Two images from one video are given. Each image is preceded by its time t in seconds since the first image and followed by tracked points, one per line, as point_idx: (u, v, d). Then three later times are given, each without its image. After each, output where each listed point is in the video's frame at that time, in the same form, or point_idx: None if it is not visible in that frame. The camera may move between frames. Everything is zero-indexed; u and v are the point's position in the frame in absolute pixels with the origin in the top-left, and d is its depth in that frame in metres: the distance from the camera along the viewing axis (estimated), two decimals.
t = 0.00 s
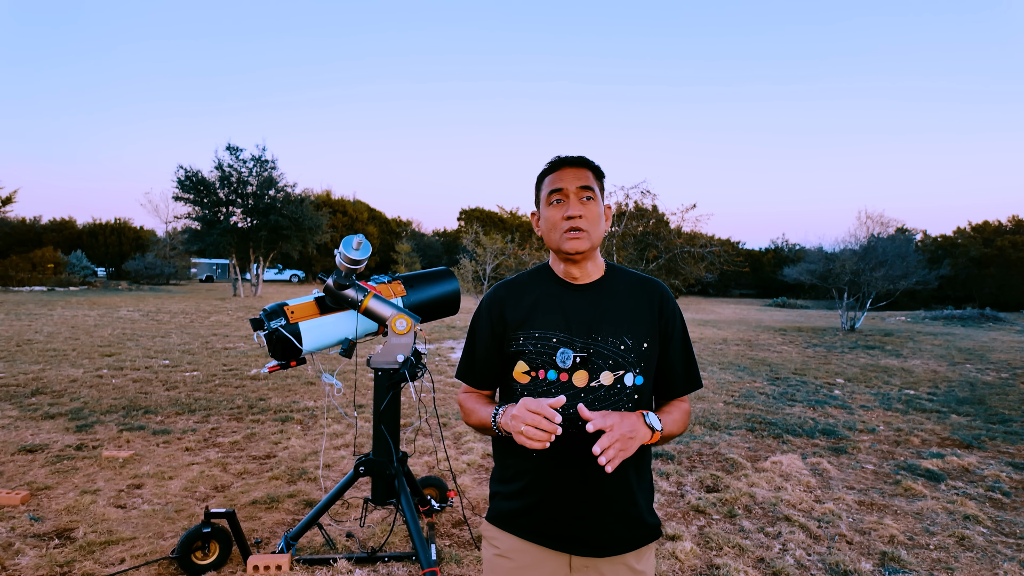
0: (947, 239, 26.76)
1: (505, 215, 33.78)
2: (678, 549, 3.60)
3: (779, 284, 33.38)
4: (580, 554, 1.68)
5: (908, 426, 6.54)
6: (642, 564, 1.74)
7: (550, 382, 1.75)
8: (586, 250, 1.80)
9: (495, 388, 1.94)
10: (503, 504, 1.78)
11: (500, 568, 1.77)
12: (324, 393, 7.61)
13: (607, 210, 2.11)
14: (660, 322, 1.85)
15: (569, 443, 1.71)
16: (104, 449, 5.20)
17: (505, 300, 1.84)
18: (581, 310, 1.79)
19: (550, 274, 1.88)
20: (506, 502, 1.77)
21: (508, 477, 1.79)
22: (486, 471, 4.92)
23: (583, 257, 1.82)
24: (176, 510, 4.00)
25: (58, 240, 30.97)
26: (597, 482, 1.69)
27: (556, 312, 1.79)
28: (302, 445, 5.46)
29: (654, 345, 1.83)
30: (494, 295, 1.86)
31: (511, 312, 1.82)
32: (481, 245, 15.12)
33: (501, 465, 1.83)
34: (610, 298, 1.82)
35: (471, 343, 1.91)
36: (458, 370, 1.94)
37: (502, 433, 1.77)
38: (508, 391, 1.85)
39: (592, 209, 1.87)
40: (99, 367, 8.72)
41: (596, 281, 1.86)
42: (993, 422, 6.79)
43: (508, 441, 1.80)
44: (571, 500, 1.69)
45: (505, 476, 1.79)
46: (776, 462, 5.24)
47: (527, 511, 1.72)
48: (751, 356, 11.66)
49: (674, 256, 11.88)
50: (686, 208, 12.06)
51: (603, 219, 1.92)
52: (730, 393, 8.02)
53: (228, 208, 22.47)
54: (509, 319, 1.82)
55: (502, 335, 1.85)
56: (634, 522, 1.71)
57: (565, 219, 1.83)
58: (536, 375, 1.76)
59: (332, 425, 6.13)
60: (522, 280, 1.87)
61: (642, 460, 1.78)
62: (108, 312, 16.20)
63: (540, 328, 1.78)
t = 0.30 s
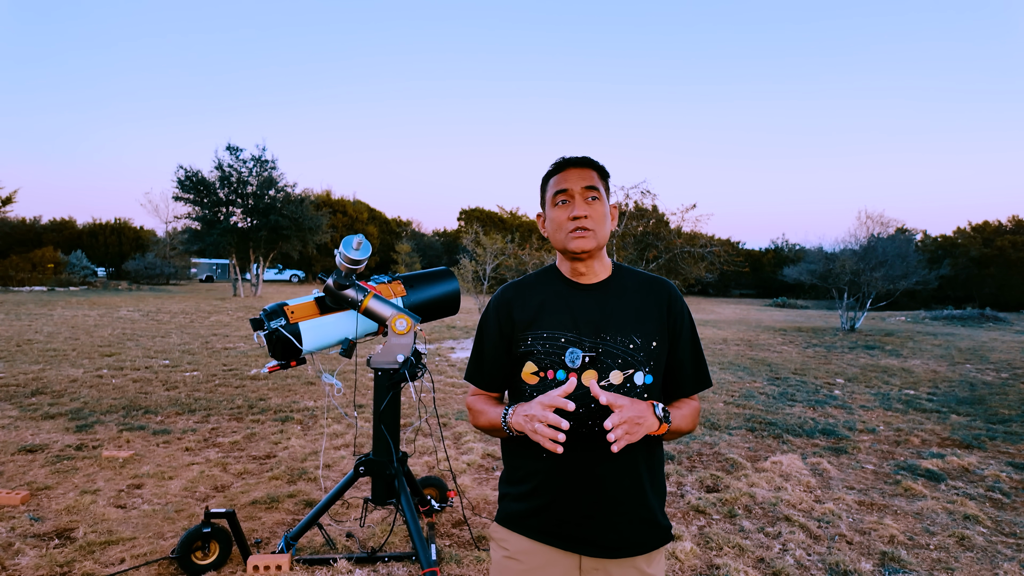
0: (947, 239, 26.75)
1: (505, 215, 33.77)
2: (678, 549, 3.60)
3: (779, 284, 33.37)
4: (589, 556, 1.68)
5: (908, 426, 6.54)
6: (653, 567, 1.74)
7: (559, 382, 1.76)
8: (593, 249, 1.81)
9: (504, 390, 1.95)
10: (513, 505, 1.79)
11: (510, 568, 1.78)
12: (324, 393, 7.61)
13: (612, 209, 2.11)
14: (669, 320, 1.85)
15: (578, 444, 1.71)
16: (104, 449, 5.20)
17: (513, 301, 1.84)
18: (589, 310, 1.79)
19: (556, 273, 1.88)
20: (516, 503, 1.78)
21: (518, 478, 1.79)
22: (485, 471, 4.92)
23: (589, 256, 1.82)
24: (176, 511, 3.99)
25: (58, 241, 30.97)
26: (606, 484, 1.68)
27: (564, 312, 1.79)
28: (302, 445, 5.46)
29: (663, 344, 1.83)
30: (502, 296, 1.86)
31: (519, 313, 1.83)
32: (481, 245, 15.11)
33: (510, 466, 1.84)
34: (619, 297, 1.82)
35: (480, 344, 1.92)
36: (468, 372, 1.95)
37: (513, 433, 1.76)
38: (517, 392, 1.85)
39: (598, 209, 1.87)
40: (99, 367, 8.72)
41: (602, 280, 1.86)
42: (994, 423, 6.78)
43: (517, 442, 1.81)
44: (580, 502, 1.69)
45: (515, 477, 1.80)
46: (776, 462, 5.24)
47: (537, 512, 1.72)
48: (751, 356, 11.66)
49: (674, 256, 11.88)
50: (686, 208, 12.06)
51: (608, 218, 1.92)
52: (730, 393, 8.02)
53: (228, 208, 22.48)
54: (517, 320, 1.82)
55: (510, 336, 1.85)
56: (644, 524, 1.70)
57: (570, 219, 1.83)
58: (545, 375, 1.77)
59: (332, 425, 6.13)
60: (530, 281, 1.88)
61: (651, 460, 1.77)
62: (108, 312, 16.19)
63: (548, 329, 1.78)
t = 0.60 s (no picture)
0: (947, 239, 26.80)
1: (506, 215, 33.79)
2: (678, 549, 3.61)
3: (779, 285, 33.38)
4: (596, 554, 1.69)
5: (908, 426, 6.56)
6: (659, 565, 1.74)
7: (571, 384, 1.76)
8: (606, 256, 1.80)
9: (518, 389, 1.96)
10: (522, 502, 1.79)
11: (518, 564, 1.79)
12: (324, 393, 7.61)
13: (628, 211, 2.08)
14: (681, 324, 1.84)
15: (588, 445, 1.70)
16: (104, 449, 5.19)
17: (527, 301, 1.85)
18: (602, 313, 1.80)
19: (571, 275, 1.89)
20: (525, 500, 1.78)
21: (527, 476, 1.80)
22: (486, 471, 4.92)
23: (603, 261, 1.82)
24: (176, 510, 3.99)
25: (58, 240, 30.94)
26: (615, 487, 1.68)
27: (577, 314, 1.80)
28: (302, 445, 5.46)
29: (674, 348, 1.83)
30: (517, 296, 1.87)
31: (533, 313, 1.83)
32: (481, 244, 15.09)
33: (521, 464, 1.85)
34: (632, 301, 1.81)
35: (495, 343, 1.93)
36: (484, 371, 1.97)
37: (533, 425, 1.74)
38: (531, 392, 1.86)
39: (615, 215, 1.85)
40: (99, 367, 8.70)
41: (616, 284, 1.85)
42: (993, 423, 6.79)
43: (528, 440, 1.82)
44: (588, 502, 1.69)
45: (526, 473, 1.81)
46: (776, 462, 5.25)
47: (546, 510, 1.73)
48: (751, 356, 11.69)
49: (674, 256, 11.89)
50: (687, 208, 12.07)
51: (625, 223, 1.91)
52: (730, 393, 8.03)
53: (228, 208, 22.48)
54: (531, 320, 1.83)
55: (523, 336, 1.87)
56: (651, 526, 1.70)
57: (586, 225, 1.82)
58: (557, 377, 1.78)
59: (332, 425, 6.12)
60: (545, 282, 1.88)
61: (662, 461, 1.76)
62: (108, 312, 16.16)
63: (561, 331, 1.79)
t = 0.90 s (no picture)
0: (947, 239, 26.79)
1: (506, 215, 33.81)
2: (678, 549, 3.61)
3: (779, 284, 33.37)
4: (597, 555, 1.69)
5: (908, 426, 6.56)
6: (660, 565, 1.74)
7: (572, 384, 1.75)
8: (607, 257, 1.80)
9: (519, 390, 1.96)
10: (523, 502, 1.80)
11: (519, 563, 1.79)
12: (324, 393, 7.60)
13: (630, 211, 2.07)
14: (682, 325, 1.84)
15: (589, 445, 1.70)
16: (103, 449, 5.19)
17: (529, 301, 1.85)
18: (605, 313, 1.80)
19: (572, 275, 1.89)
20: (526, 500, 1.79)
21: (529, 475, 1.80)
22: (485, 471, 4.92)
23: (603, 263, 1.82)
24: (176, 511, 3.99)
25: (58, 240, 30.93)
26: (616, 487, 1.68)
27: (578, 314, 1.80)
28: (302, 445, 5.45)
29: (676, 349, 1.83)
30: (519, 296, 1.88)
31: (535, 313, 1.83)
32: (481, 244, 15.07)
33: (522, 463, 1.85)
34: (633, 301, 1.81)
35: (497, 343, 1.94)
36: (485, 370, 1.97)
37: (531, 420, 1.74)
38: (533, 392, 1.87)
39: (614, 216, 1.85)
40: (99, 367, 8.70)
41: (618, 283, 1.85)
42: (993, 423, 6.79)
43: (530, 439, 1.82)
44: (589, 502, 1.69)
45: (527, 473, 1.81)
46: (776, 462, 5.25)
47: (547, 509, 1.73)
48: (751, 356, 11.69)
49: (674, 256, 11.89)
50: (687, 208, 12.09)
51: (626, 223, 1.91)
52: (730, 394, 8.03)
53: (228, 208, 22.49)
54: (533, 320, 1.83)
55: (525, 336, 1.88)
56: (653, 525, 1.70)
57: (586, 227, 1.82)
58: (558, 377, 1.77)
59: (332, 425, 6.12)
60: (547, 282, 1.89)
61: (663, 461, 1.76)
62: (108, 312, 16.15)
63: (563, 331, 1.79)
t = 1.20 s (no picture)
0: (947, 239, 26.81)
1: (506, 215, 33.82)
2: (678, 549, 3.61)
3: (779, 284, 33.37)
4: (595, 556, 1.69)
5: (908, 426, 6.56)
6: (659, 567, 1.74)
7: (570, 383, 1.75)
8: (587, 269, 1.78)
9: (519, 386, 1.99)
10: (522, 502, 1.80)
11: (518, 563, 1.79)
12: (324, 393, 7.60)
13: (634, 213, 1.94)
14: (683, 328, 1.84)
15: (586, 445, 1.70)
16: (104, 449, 5.19)
17: (529, 300, 1.88)
18: (604, 315, 1.80)
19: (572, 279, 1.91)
20: (525, 500, 1.79)
21: (527, 474, 1.80)
22: (486, 471, 4.92)
23: (587, 273, 1.81)
24: (176, 510, 3.99)
25: (58, 240, 30.90)
26: (613, 487, 1.68)
27: (577, 314, 1.80)
28: (302, 445, 5.45)
29: (676, 352, 1.82)
30: (519, 296, 1.90)
31: (534, 313, 1.86)
32: (481, 244, 15.06)
33: (521, 462, 1.85)
34: (634, 301, 1.81)
35: (498, 341, 1.97)
36: (484, 366, 2.02)
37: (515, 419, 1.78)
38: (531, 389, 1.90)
39: (596, 226, 1.79)
40: (99, 367, 8.70)
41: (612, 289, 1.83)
42: (993, 423, 6.79)
43: (528, 437, 1.82)
44: (587, 503, 1.69)
45: (525, 473, 1.82)
46: (776, 462, 5.25)
47: (545, 509, 1.74)
48: (751, 356, 11.70)
49: (674, 256, 11.88)
50: (687, 208, 12.10)
51: (615, 231, 1.83)
52: (730, 394, 8.03)
53: (228, 208, 22.50)
54: (532, 320, 1.86)
55: (525, 334, 1.90)
56: (651, 527, 1.70)
57: (566, 240, 1.82)
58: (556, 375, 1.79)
59: (332, 425, 6.12)
60: (548, 281, 1.90)
61: (661, 461, 1.76)
62: (108, 312, 16.14)
63: (561, 330, 1.80)
